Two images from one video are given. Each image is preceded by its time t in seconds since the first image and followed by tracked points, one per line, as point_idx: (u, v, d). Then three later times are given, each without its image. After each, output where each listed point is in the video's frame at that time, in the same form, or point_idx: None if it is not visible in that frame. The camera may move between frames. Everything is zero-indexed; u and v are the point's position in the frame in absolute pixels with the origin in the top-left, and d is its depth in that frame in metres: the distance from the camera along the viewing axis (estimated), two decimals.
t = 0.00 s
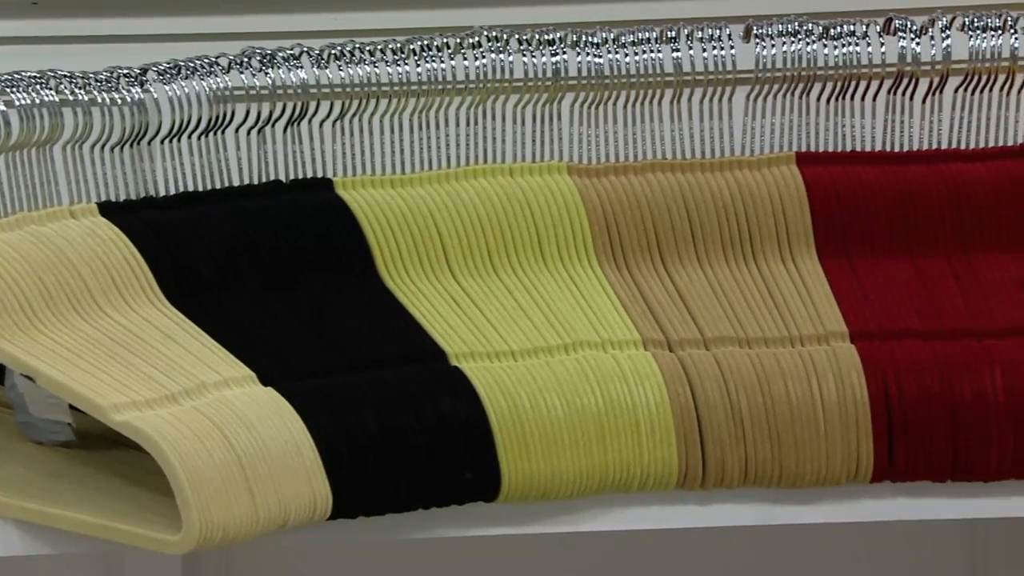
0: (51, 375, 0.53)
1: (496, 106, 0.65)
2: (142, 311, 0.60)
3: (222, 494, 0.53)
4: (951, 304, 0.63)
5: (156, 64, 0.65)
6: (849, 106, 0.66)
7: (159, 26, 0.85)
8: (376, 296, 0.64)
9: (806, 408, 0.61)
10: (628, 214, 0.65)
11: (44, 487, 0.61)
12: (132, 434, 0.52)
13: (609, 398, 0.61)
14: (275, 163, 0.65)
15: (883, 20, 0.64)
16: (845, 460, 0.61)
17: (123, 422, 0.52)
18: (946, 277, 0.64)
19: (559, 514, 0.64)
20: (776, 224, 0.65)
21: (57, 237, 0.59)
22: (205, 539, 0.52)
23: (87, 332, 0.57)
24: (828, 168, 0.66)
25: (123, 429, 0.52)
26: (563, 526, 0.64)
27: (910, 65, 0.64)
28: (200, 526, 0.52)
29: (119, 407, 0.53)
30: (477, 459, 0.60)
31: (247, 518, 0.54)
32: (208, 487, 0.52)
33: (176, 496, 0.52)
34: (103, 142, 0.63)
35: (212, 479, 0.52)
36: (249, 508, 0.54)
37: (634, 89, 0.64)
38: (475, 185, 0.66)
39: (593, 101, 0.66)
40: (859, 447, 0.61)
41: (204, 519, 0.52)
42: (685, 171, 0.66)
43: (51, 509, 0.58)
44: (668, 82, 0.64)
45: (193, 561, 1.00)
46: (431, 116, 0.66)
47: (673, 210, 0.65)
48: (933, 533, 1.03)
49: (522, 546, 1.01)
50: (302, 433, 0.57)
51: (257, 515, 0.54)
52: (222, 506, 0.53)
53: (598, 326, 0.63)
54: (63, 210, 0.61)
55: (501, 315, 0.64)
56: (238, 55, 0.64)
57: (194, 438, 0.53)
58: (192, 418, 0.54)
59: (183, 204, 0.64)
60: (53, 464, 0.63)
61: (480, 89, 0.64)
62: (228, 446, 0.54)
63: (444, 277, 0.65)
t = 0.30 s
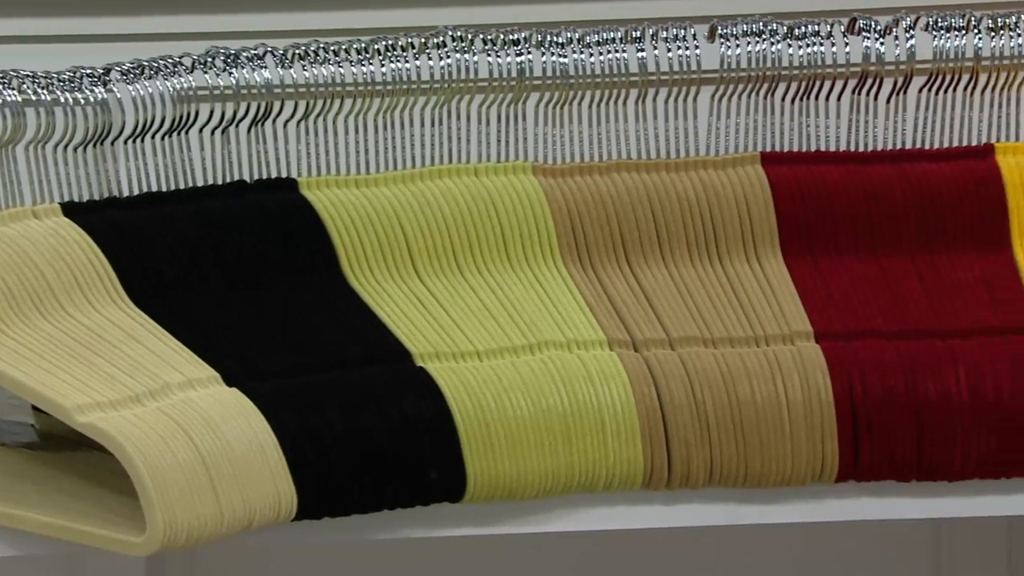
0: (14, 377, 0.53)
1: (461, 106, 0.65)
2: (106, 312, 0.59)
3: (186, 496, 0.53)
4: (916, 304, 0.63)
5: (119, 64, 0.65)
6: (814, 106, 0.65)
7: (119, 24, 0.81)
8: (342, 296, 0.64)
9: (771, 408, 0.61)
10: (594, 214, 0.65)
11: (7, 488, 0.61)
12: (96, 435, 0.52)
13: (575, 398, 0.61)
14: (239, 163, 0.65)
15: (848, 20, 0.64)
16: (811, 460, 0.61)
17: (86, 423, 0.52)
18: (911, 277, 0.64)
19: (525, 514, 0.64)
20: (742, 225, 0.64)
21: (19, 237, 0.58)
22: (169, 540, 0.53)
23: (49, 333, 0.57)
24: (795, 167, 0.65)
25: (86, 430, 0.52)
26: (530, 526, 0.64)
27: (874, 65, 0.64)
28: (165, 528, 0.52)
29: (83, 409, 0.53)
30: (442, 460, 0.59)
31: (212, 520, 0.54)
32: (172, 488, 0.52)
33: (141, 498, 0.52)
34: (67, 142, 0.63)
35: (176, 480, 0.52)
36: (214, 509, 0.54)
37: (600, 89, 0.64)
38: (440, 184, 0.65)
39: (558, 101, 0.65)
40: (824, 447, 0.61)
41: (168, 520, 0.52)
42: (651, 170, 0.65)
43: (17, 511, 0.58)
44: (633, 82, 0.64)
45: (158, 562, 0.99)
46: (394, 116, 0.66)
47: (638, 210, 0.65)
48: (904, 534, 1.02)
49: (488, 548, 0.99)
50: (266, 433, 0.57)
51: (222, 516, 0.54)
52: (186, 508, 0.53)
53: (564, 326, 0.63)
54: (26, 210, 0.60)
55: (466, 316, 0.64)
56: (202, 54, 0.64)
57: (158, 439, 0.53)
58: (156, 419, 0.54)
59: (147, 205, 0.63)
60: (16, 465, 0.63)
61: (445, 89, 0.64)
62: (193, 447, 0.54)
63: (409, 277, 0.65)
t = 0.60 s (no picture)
0: None
1: (425, 105, 0.65)
2: (66, 312, 0.59)
3: (147, 497, 0.52)
4: (882, 304, 0.62)
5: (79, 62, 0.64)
6: (779, 106, 0.65)
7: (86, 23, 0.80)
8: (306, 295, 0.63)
9: (736, 408, 0.61)
10: (559, 214, 0.64)
11: None
12: (56, 437, 0.52)
13: (540, 398, 0.61)
14: (201, 163, 0.64)
15: (814, 18, 0.63)
16: (777, 460, 0.61)
17: (45, 425, 0.52)
18: (878, 277, 0.63)
19: (489, 517, 0.63)
20: (707, 224, 0.64)
21: None
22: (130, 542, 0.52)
23: (7, 334, 0.56)
24: (762, 167, 0.65)
25: (46, 431, 0.52)
26: (495, 528, 0.63)
27: (840, 64, 0.63)
28: (126, 529, 0.51)
29: (42, 410, 0.52)
30: (406, 461, 0.59)
31: (173, 521, 0.53)
32: (133, 490, 0.52)
33: (101, 499, 0.51)
34: (26, 141, 0.62)
35: (137, 481, 0.52)
36: (175, 511, 0.53)
37: (565, 88, 0.64)
38: (405, 184, 0.65)
39: (522, 99, 0.65)
40: (789, 447, 0.61)
41: (129, 522, 0.51)
42: (616, 170, 0.65)
43: None
44: (598, 81, 0.63)
45: (121, 563, 0.97)
46: (358, 115, 0.65)
47: (603, 210, 0.64)
48: (872, 533, 1.02)
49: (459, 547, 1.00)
50: (228, 434, 0.56)
51: (184, 518, 0.54)
52: (147, 509, 0.52)
53: (528, 326, 0.63)
54: None
55: (431, 316, 0.63)
56: (163, 53, 0.63)
57: (119, 440, 0.52)
58: (117, 420, 0.53)
59: (107, 204, 0.63)
60: None
61: (408, 87, 0.64)
62: (154, 448, 0.53)
63: (372, 278, 0.64)
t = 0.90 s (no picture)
0: None
1: (388, 104, 0.64)
2: (26, 313, 0.58)
3: (109, 499, 0.51)
4: (848, 304, 0.62)
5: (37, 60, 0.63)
6: (746, 104, 0.65)
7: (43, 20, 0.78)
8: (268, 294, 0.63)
9: (702, 408, 0.60)
10: (523, 213, 0.64)
11: None
12: (15, 439, 0.50)
13: (504, 399, 0.60)
14: (163, 162, 0.64)
15: (779, 16, 0.63)
16: (742, 460, 0.61)
17: (6, 428, 0.51)
18: (844, 276, 0.63)
19: (456, 517, 0.63)
20: (672, 224, 0.63)
21: None
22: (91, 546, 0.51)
23: None
24: (727, 166, 0.64)
25: (6, 434, 0.50)
26: (461, 529, 0.63)
27: (806, 62, 0.63)
28: (87, 532, 0.50)
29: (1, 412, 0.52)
30: (369, 462, 0.59)
31: (135, 523, 0.52)
32: (94, 491, 0.51)
33: (62, 502, 0.50)
34: None
35: (98, 483, 0.51)
36: (136, 513, 0.52)
37: (528, 87, 0.64)
38: (368, 183, 0.64)
39: (486, 98, 0.65)
40: (756, 447, 0.60)
41: (91, 524, 0.50)
42: (581, 169, 0.64)
43: None
44: (562, 80, 0.63)
45: (83, 566, 0.96)
46: (321, 114, 0.65)
47: (568, 208, 0.64)
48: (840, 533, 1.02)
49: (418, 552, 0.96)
50: (189, 435, 0.56)
51: (145, 520, 0.53)
52: (108, 511, 0.51)
53: (493, 326, 0.62)
54: None
55: (394, 316, 0.63)
56: (123, 51, 0.62)
57: (79, 441, 0.52)
58: (77, 421, 0.53)
59: (67, 204, 0.62)
60: None
61: (371, 86, 0.63)
62: (114, 449, 0.52)
63: (335, 278, 0.63)
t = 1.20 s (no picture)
0: None
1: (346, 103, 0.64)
2: None
3: (63, 503, 0.51)
4: (810, 304, 0.62)
5: None
6: (706, 102, 0.65)
7: None
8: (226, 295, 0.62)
9: (662, 408, 0.60)
10: (482, 212, 0.63)
11: None
12: None
13: (463, 400, 0.60)
14: (118, 162, 0.63)
15: (739, 14, 0.63)
16: (703, 461, 0.60)
17: None
18: (806, 276, 0.63)
19: (414, 521, 0.62)
20: (632, 223, 0.63)
21: None
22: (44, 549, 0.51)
23: None
24: (687, 165, 0.64)
25: None
26: (420, 533, 0.62)
27: (766, 60, 0.63)
28: (40, 536, 0.50)
29: None
30: (327, 464, 0.58)
31: (90, 527, 0.52)
32: (47, 496, 0.51)
33: (15, 506, 0.50)
34: None
35: (52, 487, 0.51)
36: (91, 517, 0.52)
37: (487, 85, 0.63)
38: (325, 183, 0.63)
39: (444, 97, 0.64)
40: (716, 448, 0.60)
41: (44, 529, 0.51)
42: (540, 169, 0.64)
43: None
44: (521, 78, 0.63)
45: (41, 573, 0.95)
46: (277, 114, 0.65)
47: (527, 208, 0.63)
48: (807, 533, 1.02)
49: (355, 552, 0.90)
50: (144, 437, 0.55)
51: (100, 524, 0.53)
52: (62, 515, 0.51)
53: (452, 327, 0.62)
54: None
55: (352, 317, 0.62)
56: (77, 49, 0.62)
57: (33, 445, 0.51)
58: (31, 425, 0.53)
59: (20, 204, 0.61)
60: None
61: (328, 85, 0.63)
62: (69, 452, 0.52)
63: (293, 278, 0.63)
